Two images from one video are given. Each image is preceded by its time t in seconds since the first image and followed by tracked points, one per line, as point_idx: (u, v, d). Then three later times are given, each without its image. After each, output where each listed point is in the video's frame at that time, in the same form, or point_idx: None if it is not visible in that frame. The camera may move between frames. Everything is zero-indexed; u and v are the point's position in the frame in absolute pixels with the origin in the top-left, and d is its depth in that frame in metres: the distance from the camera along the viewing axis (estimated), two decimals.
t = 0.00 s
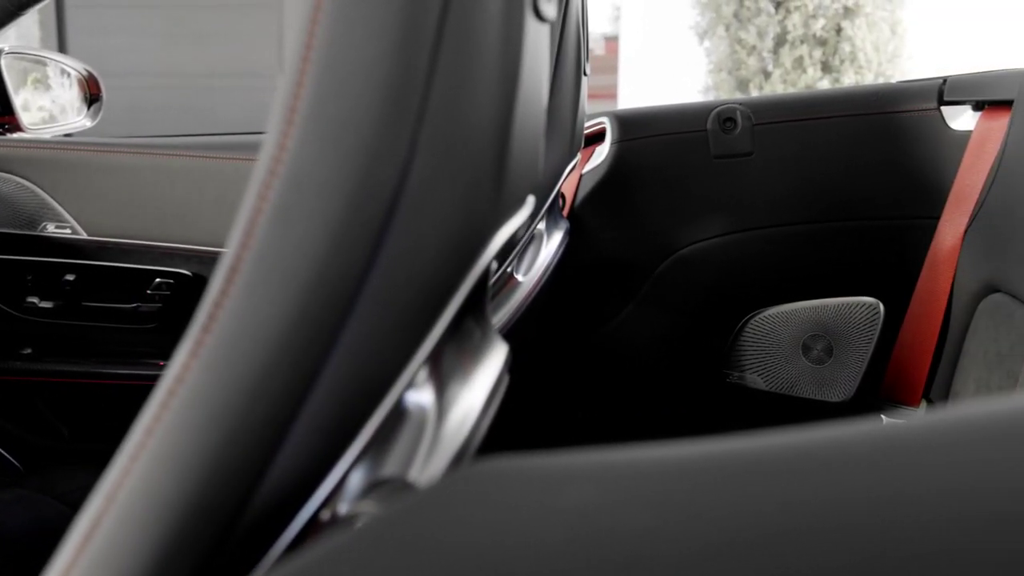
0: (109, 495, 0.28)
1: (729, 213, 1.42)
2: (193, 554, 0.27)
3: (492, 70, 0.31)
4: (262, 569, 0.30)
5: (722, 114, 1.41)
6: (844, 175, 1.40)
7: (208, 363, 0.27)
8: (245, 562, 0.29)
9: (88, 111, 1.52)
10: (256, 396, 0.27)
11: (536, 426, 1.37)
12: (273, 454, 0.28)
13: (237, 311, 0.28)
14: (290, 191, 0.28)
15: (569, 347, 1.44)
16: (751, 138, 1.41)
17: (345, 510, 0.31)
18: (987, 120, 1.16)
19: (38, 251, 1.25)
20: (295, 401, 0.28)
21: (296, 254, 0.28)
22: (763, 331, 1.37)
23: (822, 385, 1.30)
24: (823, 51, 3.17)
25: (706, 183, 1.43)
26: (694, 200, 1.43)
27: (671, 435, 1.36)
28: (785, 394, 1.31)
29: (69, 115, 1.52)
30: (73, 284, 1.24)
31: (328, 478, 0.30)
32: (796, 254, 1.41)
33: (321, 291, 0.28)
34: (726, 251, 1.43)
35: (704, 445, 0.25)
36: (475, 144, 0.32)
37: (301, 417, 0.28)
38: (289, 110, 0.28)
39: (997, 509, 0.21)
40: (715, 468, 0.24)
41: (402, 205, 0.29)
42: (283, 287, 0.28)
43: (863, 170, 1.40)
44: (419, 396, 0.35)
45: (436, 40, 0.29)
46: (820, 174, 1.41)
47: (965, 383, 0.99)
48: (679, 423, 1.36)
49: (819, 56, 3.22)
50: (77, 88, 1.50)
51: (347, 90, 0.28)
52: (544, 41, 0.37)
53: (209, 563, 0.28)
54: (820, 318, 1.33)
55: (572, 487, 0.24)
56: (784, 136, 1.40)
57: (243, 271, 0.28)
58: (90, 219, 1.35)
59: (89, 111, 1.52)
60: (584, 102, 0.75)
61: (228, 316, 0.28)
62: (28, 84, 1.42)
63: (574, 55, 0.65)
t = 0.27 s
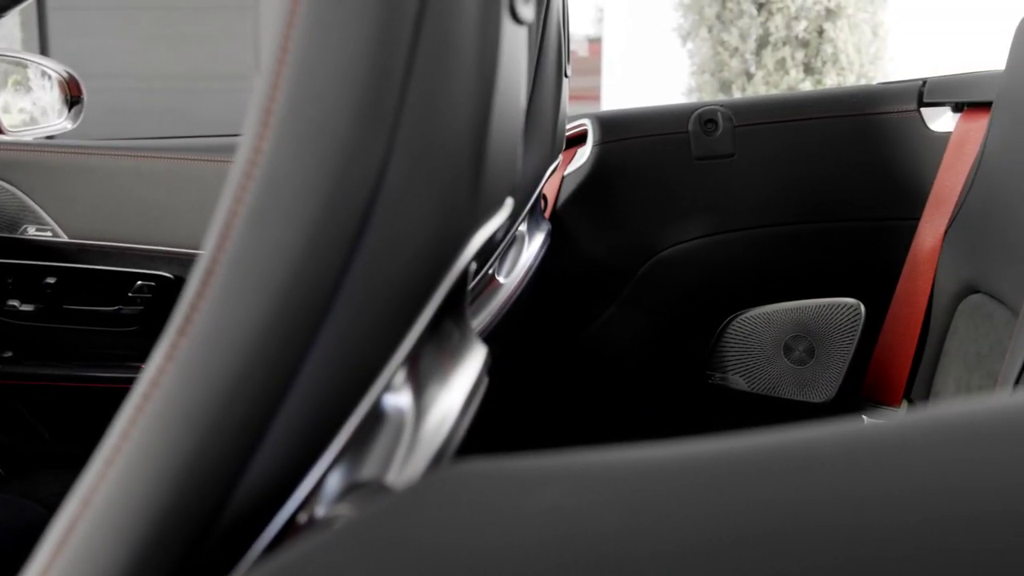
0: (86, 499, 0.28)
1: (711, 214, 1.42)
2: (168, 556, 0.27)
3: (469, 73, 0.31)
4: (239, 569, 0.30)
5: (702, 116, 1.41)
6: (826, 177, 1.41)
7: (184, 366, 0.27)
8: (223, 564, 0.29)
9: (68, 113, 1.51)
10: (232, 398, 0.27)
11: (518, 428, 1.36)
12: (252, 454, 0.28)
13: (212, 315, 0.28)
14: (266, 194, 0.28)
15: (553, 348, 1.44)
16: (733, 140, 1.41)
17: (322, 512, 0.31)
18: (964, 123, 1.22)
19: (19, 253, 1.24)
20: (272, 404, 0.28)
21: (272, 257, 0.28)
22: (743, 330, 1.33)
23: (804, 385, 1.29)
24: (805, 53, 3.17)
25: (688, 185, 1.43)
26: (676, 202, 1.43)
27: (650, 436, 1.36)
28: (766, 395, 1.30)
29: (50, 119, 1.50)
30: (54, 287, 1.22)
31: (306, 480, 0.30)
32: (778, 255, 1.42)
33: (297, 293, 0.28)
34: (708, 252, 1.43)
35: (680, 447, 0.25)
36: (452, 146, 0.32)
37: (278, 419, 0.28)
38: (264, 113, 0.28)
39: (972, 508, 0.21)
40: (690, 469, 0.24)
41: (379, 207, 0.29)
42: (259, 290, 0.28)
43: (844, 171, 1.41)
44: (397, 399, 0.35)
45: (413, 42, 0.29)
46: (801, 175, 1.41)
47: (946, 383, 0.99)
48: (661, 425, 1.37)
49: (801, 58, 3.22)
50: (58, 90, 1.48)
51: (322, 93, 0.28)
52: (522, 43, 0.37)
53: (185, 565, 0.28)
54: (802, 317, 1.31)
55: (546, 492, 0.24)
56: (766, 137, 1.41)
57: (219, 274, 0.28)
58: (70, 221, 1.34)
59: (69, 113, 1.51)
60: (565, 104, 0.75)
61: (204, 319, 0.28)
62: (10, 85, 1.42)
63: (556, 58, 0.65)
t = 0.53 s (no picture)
0: (58, 503, 0.28)
1: (690, 216, 1.43)
2: (141, 559, 0.27)
3: (442, 76, 0.31)
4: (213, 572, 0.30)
5: (682, 117, 1.41)
6: (805, 178, 1.41)
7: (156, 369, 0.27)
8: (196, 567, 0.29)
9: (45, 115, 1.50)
10: (204, 401, 0.27)
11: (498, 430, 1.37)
12: (225, 455, 0.28)
13: (184, 317, 0.28)
14: (239, 195, 0.28)
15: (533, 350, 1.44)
16: (711, 142, 1.42)
17: (295, 516, 0.31)
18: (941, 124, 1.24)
19: None
20: (245, 406, 0.28)
21: (244, 259, 0.28)
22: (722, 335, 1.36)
23: (782, 386, 1.30)
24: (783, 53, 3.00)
25: (668, 187, 1.43)
26: (656, 204, 1.43)
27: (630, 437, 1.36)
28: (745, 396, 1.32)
29: (28, 120, 1.50)
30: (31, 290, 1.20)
31: (280, 482, 0.30)
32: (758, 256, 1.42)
33: (270, 295, 0.28)
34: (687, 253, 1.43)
35: (654, 449, 0.25)
36: (425, 148, 0.32)
37: (251, 421, 0.28)
38: (237, 115, 0.28)
39: (939, 508, 0.21)
40: (662, 470, 0.24)
41: (352, 209, 0.29)
42: (232, 292, 0.28)
43: (823, 173, 1.41)
44: (372, 402, 0.35)
45: (387, 44, 0.29)
46: (780, 178, 1.41)
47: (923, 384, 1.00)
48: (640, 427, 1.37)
49: (780, 59, 3.03)
50: (36, 92, 1.47)
51: (295, 96, 0.28)
52: (497, 44, 0.37)
53: (158, 568, 0.28)
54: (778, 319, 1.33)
55: (515, 494, 0.24)
56: (744, 140, 1.41)
57: (191, 277, 0.28)
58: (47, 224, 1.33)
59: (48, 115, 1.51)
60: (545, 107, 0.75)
61: (176, 322, 0.28)
62: None
63: (534, 61, 0.65)
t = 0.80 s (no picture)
0: (30, 507, 0.27)
1: (670, 217, 1.43)
2: (116, 563, 0.27)
3: (416, 79, 0.32)
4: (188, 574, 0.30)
5: (661, 119, 1.42)
6: (785, 180, 1.42)
7: (129, 373, 0.27)
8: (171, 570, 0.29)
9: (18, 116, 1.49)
10: (178, 403, 0.27)
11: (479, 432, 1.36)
12: (200, 456, 0.28)
13: (157, 321, 0.28)
14: (212, 199, 0.28)
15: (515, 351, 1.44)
16: (690, 144, 1.42)
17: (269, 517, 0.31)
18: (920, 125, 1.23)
19: None
20: (219, 409, 0.28)
21: (218, 263, 0.28)
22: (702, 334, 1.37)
23: (763, 387, 1.31)
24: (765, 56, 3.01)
25: (649, 189, 1.43)
26: (636, 205, 1.44)
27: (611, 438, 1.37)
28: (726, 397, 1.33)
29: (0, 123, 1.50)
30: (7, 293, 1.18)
31: (255, 483, 0.30)
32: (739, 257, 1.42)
33: (244, 298, 0.28)
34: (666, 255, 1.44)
35: (630, 450, 0.25)
36: (400, 150, 0.32)
37: (226, 423, 0.28)
38: (210, 118, 0.28)
39: (914, 508, 0.21)
40: (636, 471, 0.24)
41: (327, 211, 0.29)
42: (205, 296, 0.28)
43: (802, 175, 1.42)
44: (348, 404, 0.35)
45: (360, 47, 0.29)
46: (760, 180, 1.42)
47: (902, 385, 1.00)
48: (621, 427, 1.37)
49: (761, 61, 3.04)
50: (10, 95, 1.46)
51: (268, 99, 0.28)
52: (473, 47, 0.37)
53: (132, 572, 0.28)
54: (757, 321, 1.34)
55: (488, 495, 0.24)
56: (724, 141, 1.42)
57: (164, 280, 0.28)
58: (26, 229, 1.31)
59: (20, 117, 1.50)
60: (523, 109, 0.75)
61: (149, 326, 0.28)
62: None
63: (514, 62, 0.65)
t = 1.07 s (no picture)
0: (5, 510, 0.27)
1: (652, 219, 1.43)
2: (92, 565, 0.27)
3: (394, 82, 0.32)
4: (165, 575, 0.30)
5: (643, 121, 1.42)
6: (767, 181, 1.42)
7: (105, 375, 0.27)
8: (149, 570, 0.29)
9: None
10: (155, 405, 0.27)
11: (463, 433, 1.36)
12: (178, 458, 0.28)
13: (133, 324, 0.27)
14: (188, 201, 0.28)
15: (499, 352, 1.44)
16: (673, 145, 1.43)
17: (247, 518, 0.31)
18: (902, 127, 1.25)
19: None
20: (197, 410, 0.28)
21: (195, 265, 0.28)
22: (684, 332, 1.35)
23: (746, 387, 1.31)
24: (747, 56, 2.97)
25: (632, 190, 1.43)
26: (620, 206, 1.44)
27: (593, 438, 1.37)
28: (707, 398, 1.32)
29: None
30: None
31: (233, 485, 0.30)
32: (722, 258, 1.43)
33: (221, 299, 0.28)
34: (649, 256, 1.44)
35: (610, 450, 0.25)
36: (378, 152, 0.32)
37: (203, 424, 0.28)
38: (186, 120, 0.28)
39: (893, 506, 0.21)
40: (615, 471, 0.24)
41: (305, 212, 0.29)
42: (182, 298, 0.28)
43: (785, 176, 1.43)
44: (326, 406, 0.35)
45: (337, 49, 0.29)
46: (743, 182, 1.42)
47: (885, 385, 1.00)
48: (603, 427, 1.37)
49: (745, 62, 3.01)
50: None
51: (245, 101, 0.28)
52: (451, 48, 0.37)
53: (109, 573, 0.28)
54: (740, 320, 1.33)
55: (464, 495, 0.24)
56: (707, 143, 1.42)
57: (140, 283, 0.27)
58: None
59: None
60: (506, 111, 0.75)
61: (125, 328, 0.27)
62: None
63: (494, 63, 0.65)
